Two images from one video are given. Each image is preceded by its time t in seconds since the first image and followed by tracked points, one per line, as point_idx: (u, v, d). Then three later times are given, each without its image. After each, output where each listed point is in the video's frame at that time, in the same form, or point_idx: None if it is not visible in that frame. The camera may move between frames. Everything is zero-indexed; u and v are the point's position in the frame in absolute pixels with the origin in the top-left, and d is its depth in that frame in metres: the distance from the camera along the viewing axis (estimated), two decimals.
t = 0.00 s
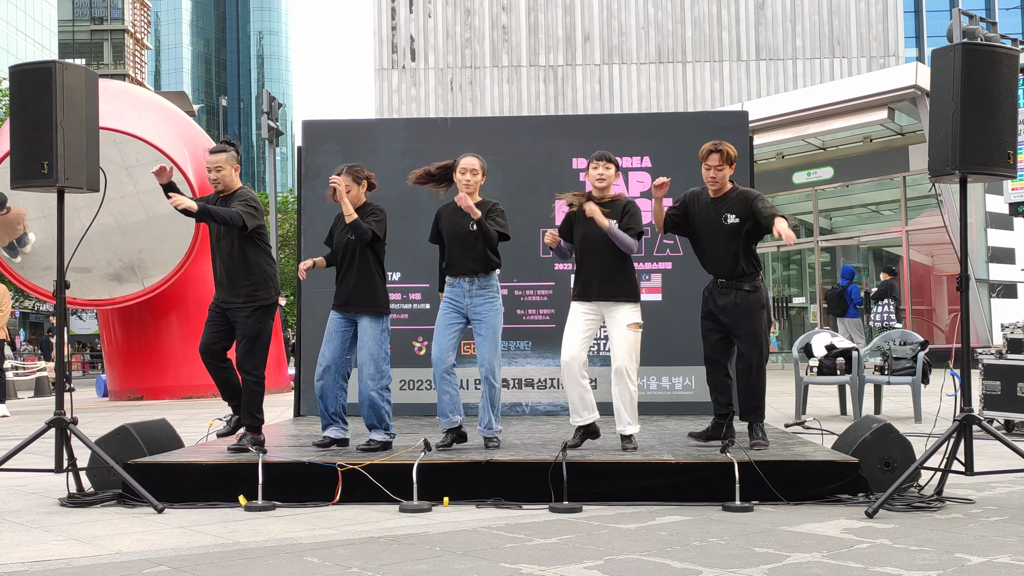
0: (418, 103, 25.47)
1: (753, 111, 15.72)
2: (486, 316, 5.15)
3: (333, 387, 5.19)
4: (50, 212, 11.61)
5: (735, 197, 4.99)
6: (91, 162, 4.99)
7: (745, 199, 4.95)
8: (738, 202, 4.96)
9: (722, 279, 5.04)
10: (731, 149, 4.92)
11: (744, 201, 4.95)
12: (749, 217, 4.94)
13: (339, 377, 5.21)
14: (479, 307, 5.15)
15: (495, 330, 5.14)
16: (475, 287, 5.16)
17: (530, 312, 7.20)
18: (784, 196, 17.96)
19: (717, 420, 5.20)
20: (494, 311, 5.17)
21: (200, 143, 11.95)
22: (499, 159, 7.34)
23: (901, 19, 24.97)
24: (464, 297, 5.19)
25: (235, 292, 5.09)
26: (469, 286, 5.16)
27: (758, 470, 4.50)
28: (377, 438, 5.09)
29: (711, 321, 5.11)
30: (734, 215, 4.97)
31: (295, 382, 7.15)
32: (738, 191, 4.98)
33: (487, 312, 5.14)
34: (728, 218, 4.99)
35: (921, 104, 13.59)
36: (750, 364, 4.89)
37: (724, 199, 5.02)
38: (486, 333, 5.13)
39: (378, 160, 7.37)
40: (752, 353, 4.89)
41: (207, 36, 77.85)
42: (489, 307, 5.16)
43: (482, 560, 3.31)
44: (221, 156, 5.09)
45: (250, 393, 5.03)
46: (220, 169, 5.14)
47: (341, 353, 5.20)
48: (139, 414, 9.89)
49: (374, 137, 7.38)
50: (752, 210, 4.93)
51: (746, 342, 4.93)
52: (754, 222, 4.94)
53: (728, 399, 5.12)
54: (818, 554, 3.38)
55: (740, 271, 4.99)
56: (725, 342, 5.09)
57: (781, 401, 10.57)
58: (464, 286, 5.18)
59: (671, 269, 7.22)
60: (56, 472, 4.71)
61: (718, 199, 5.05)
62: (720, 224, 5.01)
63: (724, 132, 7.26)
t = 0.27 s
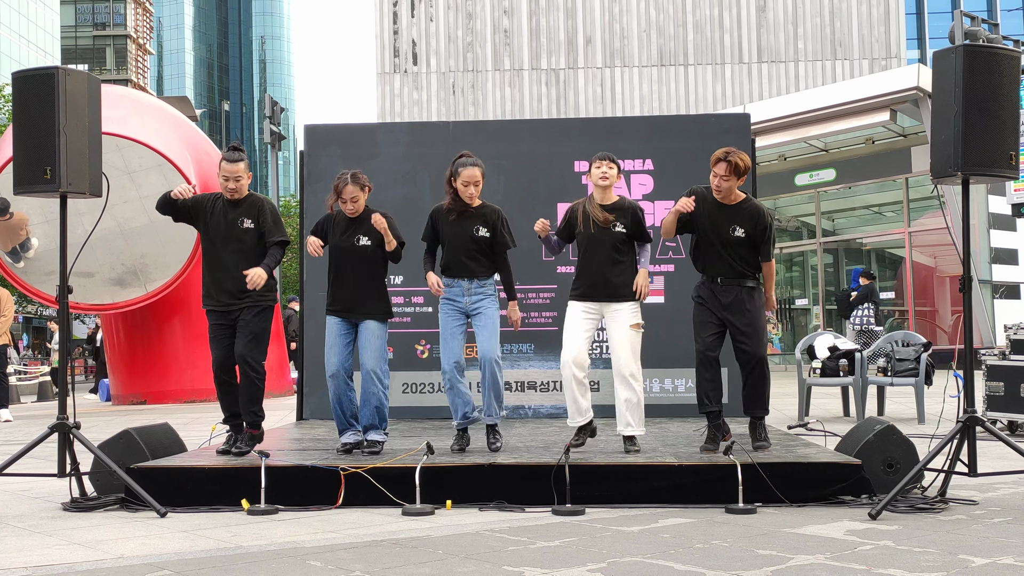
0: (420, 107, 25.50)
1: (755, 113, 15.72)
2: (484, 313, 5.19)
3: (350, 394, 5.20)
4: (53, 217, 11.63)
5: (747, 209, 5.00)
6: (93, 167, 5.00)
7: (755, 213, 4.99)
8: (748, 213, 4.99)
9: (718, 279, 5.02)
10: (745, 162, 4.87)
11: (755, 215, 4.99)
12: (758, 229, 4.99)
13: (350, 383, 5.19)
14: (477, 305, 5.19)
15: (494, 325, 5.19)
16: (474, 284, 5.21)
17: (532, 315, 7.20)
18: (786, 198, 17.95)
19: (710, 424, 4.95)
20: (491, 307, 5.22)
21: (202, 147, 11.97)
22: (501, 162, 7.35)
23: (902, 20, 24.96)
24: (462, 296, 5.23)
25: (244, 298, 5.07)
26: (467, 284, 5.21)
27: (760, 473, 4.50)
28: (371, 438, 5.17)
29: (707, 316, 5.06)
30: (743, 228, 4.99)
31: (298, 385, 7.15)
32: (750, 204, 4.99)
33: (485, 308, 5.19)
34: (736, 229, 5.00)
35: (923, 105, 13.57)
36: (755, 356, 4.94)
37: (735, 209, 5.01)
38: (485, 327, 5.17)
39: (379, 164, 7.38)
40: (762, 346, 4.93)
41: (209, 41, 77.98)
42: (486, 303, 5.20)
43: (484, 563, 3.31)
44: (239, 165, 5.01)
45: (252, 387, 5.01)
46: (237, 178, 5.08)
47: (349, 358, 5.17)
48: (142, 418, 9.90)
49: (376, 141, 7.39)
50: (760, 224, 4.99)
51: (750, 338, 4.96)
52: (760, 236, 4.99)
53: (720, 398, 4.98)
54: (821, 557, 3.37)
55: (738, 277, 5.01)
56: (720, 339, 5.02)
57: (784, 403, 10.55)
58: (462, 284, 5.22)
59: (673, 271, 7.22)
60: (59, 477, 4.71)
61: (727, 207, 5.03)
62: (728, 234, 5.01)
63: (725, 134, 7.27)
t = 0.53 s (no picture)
0: (421, 111, 25.53)
1: (756, 116, 15.73)
2: (482, 325, 5.22)
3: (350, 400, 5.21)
4: (55, 223, 11.64)
5: (759, 250, 4.95)
6: (94, 174, 5.01)
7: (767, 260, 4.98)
8: (762, 256, 4.96)
9: (717, 311, 5.05)
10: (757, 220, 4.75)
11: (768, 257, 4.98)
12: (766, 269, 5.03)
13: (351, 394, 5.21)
14: (476, 317, 5.24)
15: (490, 337, 5.20)
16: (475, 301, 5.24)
17: (534, 319, 7.20)
18: (787, 201, 17.96)
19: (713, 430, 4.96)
20: (488, 320, 5.25)
21: (203, 152, 12.00)
22: (502, 167, 7.36)
23: (902, 23, 24.98)
24: (461, 311, 5.24)
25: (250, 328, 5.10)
26: (468, 300, 5.24)
27: (763, 476, 4.50)
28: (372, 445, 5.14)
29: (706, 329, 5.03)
30: (759, 270, 4.98)
31: (300, 391, 7.15)
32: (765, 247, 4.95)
33: (483, 319, 5.24)
34: (753, 272, 4.98)
35: (923, 108, 13.57)
36: (752, 359, 4.88)
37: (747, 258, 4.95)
38: (482, 337, 5.19)
39: (380, 169, 7.39)
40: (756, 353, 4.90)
41: (209, 46, 78.08)
42: (485, 316, 5.25)
43: (487, 568, 3.31)
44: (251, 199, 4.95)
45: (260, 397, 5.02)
46: (247, 212, 5.05)
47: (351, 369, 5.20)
48: (145, 424, 9.90)
49: (377, 145, 7.40)
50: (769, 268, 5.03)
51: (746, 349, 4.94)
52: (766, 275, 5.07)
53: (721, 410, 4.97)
54: (825, 560, 3.37)
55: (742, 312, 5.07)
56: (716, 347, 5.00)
57: (786, 406, 10.54)
58: (462, 300, 5.24)
59: (675, 275, 7.22)
60: (62, 483, 4.71)
61: (745, 255, 4.94)
62: (744, 276, 4.98)
63: (726, 138, 7.28)
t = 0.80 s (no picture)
0: (423, 113, 25.55)
1: (758, 118, 15.72)
2: (487, 318, 5.22)
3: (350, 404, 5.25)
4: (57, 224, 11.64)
5: (757, 222, 5.00)
6: (96, 176, 5.01)
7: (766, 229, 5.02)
8: (761, 228, 5.00)
9: (716, 290, 4.98)
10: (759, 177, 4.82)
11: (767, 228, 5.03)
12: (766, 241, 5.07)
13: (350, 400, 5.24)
14: (482, 310, 5.22)
15: (496, 328, 5.22)
16: (479, 293, 5.23)
17: (535, 321, 7.20)
18: (789, 203, 17.95)
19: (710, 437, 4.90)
20: (493, 312, 5.26)
21: (205, 154, 12.02)
22: (503, 168, 7.36)
23: (904, 25, 24.98)
24: (466, 303, 5.22)
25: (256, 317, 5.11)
26: (473, 292, 5.22)
27: (764, 478, 4.50)
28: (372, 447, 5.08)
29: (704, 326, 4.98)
30: (762, 242, 5.02)
31: (301, 392, 7.17)
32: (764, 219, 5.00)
33: (489, 313, 5.23)
34: (756, 245, 5.01)
35: (925, 110, 13.56)
36: (751, 360, 4.92)
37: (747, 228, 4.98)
38: (487, 331, 5.20)
39: (383, 170, 7.39)
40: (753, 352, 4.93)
41: (212, 48, 78.18)
42: (491, 309, 5.24)
43: (488, 570, 3.31)
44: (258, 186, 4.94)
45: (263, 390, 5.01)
46: (251, 199, 5.06)
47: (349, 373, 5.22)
48: (146, 426, 9.91)
49: (378, 147, 7.41)
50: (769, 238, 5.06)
51: (745, 344, 4.96)
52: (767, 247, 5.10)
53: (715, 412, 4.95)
54: (826, 562, 3.37)
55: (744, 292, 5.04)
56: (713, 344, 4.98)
57: (787, 408, 10.54)
58: (467, 292, 5.21)
59: (676, 276, 7.22)
60: (63, 485, 4.72)
61: (746, 227, 4.97)
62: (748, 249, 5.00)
63: (728, 139, 7.28)
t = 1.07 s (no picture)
0: (423, 111, 25.55)
1: (758, 116, 15.71)
2: (496, 320, 5.22)
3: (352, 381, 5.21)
4: (57, 222, 11.64)
5: (755, 218, 4.99)
6: (97, 174, 5.01)
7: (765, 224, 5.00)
8: (760, 225, 4.99)
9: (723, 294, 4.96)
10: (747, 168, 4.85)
11: (765, 223, 5.00)
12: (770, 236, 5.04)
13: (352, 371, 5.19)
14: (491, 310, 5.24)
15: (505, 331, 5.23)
16: (489, 289, 5.24)
17: (535, 318, 7.20)
18: (789, 201, 17.95)
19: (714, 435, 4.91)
20: (502, 311, 5.27)
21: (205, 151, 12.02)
22: (504, 167, 7.36)
23: (905, 23, 24.95)
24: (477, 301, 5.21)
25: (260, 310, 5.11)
26: (484, 288, 5.22)
27: (764, 476, 4.50)
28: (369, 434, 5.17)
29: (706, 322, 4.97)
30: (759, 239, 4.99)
31: (300, 390, 7.17)
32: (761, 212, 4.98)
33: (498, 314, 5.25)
34: (753, 241, 4.98)
35: (925, 108, 13.55)
36: (760, 353, 4.88)
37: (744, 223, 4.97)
38: (495, 333, 5.20)
39: (383, 168, 7.39)
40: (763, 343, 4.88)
41: (212, 46, 78.15)
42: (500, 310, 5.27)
43: (488, 567, 3.31)
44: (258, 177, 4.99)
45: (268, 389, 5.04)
46: (253, 190, 5.07)
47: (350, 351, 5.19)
48: (146, 423, 9.91)
49: (378, 145, 7.40)
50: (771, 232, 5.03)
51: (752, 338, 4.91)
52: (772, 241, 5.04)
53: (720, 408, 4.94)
54: (825, 560, 3.37)
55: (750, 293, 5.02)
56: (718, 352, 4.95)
57: (788, 406, 10.54)
58: (479, 289, 5.20)
59: (676, 274, 7.22)
60: (63, 482, 4.72)
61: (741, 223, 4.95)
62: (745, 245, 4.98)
63: (728, 138, 7.27)
